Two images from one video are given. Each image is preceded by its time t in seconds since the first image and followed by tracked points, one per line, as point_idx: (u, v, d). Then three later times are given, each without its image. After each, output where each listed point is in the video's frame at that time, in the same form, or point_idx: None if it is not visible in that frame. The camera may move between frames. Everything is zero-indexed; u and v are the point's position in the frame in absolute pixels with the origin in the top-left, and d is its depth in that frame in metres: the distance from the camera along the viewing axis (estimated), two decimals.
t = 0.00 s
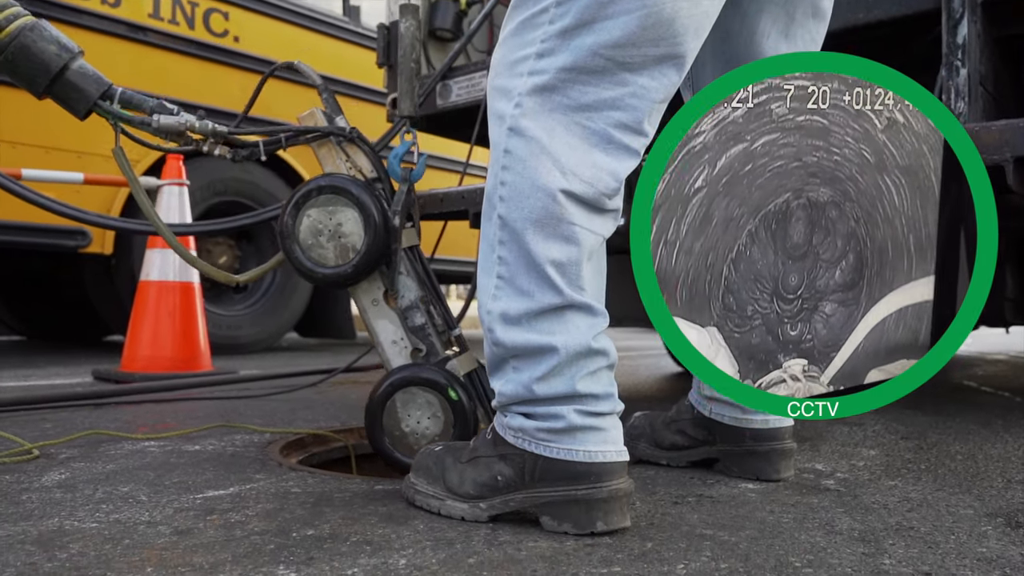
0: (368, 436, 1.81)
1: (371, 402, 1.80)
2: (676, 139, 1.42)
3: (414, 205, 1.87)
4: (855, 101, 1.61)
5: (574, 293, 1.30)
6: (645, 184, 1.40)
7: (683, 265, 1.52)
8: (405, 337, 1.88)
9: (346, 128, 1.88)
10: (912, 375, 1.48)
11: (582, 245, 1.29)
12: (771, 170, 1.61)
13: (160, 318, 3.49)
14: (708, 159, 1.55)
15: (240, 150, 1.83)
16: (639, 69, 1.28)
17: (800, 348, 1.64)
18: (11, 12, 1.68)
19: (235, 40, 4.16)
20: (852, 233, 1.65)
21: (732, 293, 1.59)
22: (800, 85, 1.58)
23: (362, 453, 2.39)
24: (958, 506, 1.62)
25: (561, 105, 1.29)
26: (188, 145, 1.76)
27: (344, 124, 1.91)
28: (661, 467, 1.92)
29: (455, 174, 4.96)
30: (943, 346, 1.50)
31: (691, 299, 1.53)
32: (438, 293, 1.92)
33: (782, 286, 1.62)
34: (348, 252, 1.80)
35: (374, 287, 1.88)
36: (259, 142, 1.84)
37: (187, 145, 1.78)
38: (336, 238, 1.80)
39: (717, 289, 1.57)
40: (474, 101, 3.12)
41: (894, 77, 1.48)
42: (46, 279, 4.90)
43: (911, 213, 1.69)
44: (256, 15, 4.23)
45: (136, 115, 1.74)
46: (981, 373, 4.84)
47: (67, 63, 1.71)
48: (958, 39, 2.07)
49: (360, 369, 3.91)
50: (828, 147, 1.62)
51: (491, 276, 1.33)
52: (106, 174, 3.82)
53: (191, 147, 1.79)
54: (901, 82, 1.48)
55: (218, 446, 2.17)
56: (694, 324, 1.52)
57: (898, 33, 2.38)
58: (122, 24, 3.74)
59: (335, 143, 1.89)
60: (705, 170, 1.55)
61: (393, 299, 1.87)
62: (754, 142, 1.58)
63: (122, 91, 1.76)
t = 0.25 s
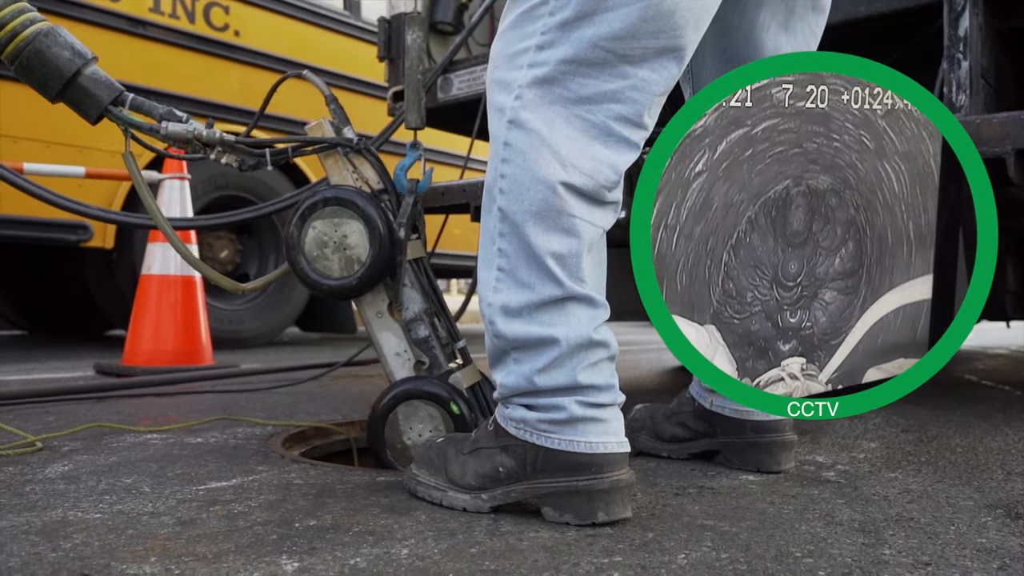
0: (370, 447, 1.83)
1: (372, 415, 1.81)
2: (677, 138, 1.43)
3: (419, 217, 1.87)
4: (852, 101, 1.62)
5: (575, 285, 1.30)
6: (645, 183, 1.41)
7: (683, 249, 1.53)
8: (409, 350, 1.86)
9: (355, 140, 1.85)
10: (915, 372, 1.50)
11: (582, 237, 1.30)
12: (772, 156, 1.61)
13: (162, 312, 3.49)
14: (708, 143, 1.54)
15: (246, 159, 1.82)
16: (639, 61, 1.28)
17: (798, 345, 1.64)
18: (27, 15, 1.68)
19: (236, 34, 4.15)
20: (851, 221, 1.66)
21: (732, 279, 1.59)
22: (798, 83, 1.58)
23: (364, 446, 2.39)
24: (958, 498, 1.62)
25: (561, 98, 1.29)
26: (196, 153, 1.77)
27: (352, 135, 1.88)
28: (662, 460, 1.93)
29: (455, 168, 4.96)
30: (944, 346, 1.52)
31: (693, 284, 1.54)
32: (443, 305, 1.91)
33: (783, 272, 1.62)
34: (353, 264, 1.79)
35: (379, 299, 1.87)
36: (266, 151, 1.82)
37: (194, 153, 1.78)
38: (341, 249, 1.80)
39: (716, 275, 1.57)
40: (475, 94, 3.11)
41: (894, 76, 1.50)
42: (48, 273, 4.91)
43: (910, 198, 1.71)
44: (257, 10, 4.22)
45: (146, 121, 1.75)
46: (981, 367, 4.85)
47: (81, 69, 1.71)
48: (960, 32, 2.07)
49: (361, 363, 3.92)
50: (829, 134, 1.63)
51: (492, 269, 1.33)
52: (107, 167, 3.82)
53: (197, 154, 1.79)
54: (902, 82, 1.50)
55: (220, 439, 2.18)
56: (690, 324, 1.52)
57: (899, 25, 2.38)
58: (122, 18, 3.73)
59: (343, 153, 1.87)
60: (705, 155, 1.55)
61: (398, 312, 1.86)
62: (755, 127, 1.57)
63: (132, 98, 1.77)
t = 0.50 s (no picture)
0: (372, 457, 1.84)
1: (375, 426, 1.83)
2: (677, 138, 1.44)
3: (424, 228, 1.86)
4: (852, 102, 1.62)
5: (577, 275, 1.30)
6: (646, 178, 1.41)
7: (683, 238, 1.52)
8: (411, 361, 1.88)
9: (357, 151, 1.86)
10: (913, 375, 1.51)
11: (584, 227, 1.30)
12: (772, 145, 1.61)
13: (165, 305, 3.50)
14: (709, 130, 1.53)
15: (249, 171, 1.85)
16: (639, 53, 1.28)
17: (799, 347, 1.65)
18: (41, 26, 1.74)
19: (236, 28, 4.15)
20: (851, 211, 1.67)
21: (732, 268, 1.59)
22: (798, 86, 1.58)
23: (365, 438, 2.40)
24: (958, 488, 1.63)
25: (562, 89, 1.29)
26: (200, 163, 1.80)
27: (355, 146, 1.89)
28: (663, 451, 1.93)
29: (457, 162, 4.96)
30: (942, 347, 1.52)
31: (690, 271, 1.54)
32: (446, 316, 1.92)
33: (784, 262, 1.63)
34: (354, 276, 1.80)
35: (382, 310, 1.89)
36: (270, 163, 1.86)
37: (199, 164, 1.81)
38: (342, 262, 1.80)
39: (717, 264, 1.57)
40: (476, 87, 3.11)
41: (894, 77, 1.51)
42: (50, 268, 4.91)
43: (910, 187, 1.74)
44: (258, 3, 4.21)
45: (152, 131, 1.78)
46: (982, 361, 4.86)
47: (89, 79, 1.76)
48: (962, 23, 2.07)
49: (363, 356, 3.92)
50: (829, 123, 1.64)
51: (493, 260, 1.34)
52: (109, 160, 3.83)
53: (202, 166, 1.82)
54: (902, 81, 1.51)
55: (223, 431, 2.18)
56: (687, 322, 1.51)
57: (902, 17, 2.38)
58: (122, 12, 3.72)
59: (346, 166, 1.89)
60: (705, 142, 1.53)
61: (401, 323, 1.88)
62: (755, 115, 1.57)
63: (140, 108, 1.81)
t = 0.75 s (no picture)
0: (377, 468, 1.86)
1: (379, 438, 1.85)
2: (679, 136, 1.44)
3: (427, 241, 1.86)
4: (852, 104, 1.62)
5: (578, 269, 1.30)
6: (647, 176, 1.42)
7: (683, 233, 1.54)
8: (414, 374, 1.88)
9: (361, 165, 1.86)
10: (912, 374, 1.51)
11: (584, 221, 1.30)
12: (774, 142, 1.62)
13: (167, 298, 3.50)
14: (710, 126, 1.55)
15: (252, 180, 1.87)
16: (640, 47, 1.28)
17: (799, 351, 1.67)
18: (59, 28, 1.73)
19: (238, 21, 4.13)
20: (852, 208, 1.65)
21: (733, 264, 1.61)
22: (798, 87, 1.60)
23: (367, 431, 2.41)
24: (959, 482, 1.63)
25: (563, 83, 1.29)
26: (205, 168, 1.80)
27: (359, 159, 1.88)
28: (664, 445, 1.94)
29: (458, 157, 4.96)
30: (942, 346, 1.51)
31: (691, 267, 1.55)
32: (449, 328, 1.92)
33: (785, 258, 1.64)
34: (357, 290, 1.79)
35: (385, 323, 1.89)
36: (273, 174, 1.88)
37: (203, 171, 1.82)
38: (345, 276, 1.80)
39: (717, 260, 1.59)
40: (478, 81, 3.11)
41: (893, 76, 1.51)
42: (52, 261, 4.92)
43: (912, 184, 1.70)
44: None
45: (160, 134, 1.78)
46: (985, 356, 4.85)
47: (106, 82, 1.74)
48: (965, 17, 2.06)
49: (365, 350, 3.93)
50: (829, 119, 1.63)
51: (494, 254, 1.34)
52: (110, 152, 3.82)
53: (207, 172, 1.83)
54: (901, 82, 1.51)
55: (225, 423, 2.19)
56: (688, 324, 1.53)
57: (905, 11, 2.37)
58: (124, 5, 3.71)
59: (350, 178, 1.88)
60: (705, 137, 1.55)
61: (403, 337, 1.88)
62: (756, 112, 1.59)
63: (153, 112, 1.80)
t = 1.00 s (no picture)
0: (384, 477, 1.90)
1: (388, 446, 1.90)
2: (681, 135, 1.44)
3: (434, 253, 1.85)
4: (852, 106, 1.63)
5: (581, 263, 1.31)
6: (648, 177, 1.42)
7: (684, 234, 1.54)
8: (419, 388, 1.89)
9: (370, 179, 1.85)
10: (913, 374, 1.51)
11: (588, 215, 1.31)
12: (776, 142, 1.61)
13: (171, 293, 3.50)
14: (711, 127, 1.55)
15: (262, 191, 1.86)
16: (643, 41, 1.28)
17: (801, 353, 1.68)
18: (82, 37, 1.70)
19: (242, 17, 4.14)
20: (853, 209, 1.65)
21: (734, 265, 1.61)
22: (798, 92, 1.60)
23: (371, 425, 2.42)
24: (962, 477, 1.63)
25: (565, 78, 1.29)
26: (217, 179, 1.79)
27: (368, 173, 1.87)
28: (667, 440, 1.94)
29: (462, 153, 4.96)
30: (943, 347, 1.51)
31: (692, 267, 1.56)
32: (455, 341, 1.90)
33: (787, 258, 1.63)
34: (363, 304, 1.79)
35: (391, 337, 1.88)
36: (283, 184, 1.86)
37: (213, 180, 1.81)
38: (352, 290, 1.79)
39: (718, 261, 1.59)
40: (482, 76, 3.11)
41: (894, 77, 1.52)
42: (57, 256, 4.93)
43: (912, 184, 1.72)
44: None
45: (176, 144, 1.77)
46: (989, 353, 4.84)
47: (124, 89, 1.72)
48: (971, 12, 2.05)
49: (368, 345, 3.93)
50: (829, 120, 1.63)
51: (498, 248, 1.34)
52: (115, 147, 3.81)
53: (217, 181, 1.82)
54: (901, 81, 1.51)
55: (229, 417, 2.20)
56: (689, 325, 1.54)
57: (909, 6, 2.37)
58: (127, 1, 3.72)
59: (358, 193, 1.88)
60: (705, 138, 1.55)
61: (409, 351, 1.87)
62: (756, 113, 1.58)
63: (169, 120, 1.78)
